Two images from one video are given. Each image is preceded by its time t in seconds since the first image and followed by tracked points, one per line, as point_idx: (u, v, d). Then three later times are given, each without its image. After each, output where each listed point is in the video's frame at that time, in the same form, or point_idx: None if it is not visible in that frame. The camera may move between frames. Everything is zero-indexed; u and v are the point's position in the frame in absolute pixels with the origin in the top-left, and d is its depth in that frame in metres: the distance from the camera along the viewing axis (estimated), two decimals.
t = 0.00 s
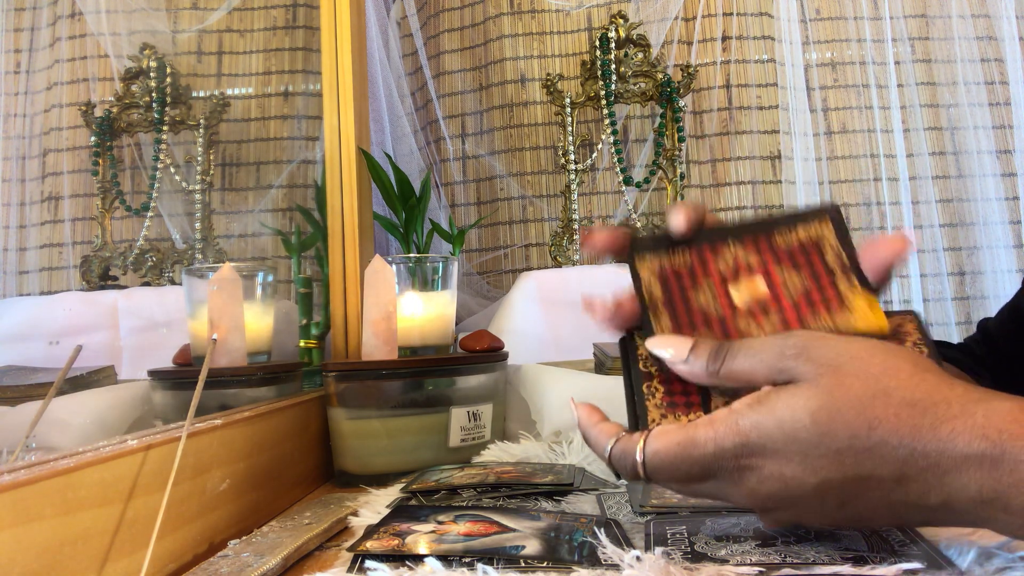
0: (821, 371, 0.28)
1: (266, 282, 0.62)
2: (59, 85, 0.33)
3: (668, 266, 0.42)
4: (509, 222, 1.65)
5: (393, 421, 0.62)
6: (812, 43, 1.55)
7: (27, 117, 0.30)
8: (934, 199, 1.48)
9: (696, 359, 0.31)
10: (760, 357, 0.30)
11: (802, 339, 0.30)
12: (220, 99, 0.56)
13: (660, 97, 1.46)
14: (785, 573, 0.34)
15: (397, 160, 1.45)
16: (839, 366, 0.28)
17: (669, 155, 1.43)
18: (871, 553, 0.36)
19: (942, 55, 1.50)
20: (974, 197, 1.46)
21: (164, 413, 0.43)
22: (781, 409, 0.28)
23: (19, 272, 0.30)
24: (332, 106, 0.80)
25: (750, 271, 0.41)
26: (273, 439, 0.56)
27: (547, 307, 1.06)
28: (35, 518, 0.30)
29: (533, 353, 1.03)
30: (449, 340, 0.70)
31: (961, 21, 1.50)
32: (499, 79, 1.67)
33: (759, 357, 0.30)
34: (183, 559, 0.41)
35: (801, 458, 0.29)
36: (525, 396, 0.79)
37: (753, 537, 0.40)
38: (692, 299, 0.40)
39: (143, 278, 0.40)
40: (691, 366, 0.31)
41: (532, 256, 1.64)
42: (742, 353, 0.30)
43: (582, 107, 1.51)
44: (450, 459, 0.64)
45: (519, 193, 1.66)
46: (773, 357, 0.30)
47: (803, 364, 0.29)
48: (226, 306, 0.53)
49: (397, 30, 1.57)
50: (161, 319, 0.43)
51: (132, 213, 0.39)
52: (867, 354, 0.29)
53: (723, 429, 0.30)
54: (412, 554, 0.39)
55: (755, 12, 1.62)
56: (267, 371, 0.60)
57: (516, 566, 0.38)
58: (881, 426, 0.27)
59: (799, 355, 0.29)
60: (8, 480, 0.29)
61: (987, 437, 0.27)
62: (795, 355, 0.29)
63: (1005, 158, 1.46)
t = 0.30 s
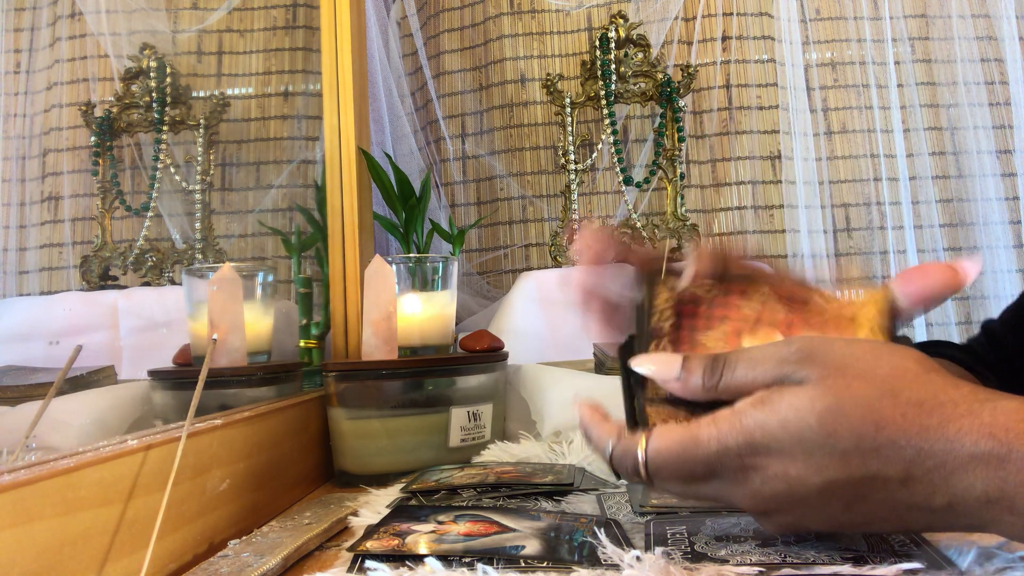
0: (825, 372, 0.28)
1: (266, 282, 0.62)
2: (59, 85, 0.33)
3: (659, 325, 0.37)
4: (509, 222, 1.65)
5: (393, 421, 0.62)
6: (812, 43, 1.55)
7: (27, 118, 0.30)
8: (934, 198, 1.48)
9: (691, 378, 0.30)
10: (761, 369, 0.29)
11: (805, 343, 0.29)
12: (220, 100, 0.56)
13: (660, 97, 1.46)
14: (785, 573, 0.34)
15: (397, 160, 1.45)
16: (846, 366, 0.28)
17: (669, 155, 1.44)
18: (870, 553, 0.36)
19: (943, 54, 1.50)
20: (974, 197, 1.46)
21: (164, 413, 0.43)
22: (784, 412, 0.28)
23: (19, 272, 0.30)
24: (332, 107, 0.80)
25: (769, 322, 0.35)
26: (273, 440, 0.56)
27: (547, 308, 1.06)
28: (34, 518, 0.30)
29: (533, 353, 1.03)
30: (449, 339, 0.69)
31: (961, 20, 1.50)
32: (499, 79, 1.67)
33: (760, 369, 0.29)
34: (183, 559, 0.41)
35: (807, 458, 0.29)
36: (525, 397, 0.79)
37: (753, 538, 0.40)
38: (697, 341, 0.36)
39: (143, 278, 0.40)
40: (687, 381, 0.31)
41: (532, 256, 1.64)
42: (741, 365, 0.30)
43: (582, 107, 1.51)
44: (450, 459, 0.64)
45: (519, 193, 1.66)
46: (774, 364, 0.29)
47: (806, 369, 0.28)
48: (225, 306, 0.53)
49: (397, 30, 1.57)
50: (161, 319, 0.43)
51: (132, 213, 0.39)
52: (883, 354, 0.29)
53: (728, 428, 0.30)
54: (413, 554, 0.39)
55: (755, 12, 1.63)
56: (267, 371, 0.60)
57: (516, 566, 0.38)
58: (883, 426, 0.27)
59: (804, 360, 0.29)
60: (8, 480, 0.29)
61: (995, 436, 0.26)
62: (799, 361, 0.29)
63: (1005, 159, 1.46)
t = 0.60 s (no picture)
0: (826, 380, 0.28)
1: (266, 282, 0.62)
2: (59, 85, 0.33)
3: (628, 352, 0.34)
4: (509, 222, 1.65)
5: (393, 421, 0.62)
6: (812, 43, 1.56)
7: (27, 117, 0.30)
8: (935, 198, 1.48)
9: (679, 397, 0.30)
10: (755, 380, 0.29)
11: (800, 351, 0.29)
12: (220, 100, 0.56)
13: (660, 97, 1.46)
14: (786, 573, 0.34)
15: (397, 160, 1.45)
16: (847, 372, 0.28)
17: (669, 155, 1.43)
18: (871, 553, 0.36)
19: (942, 55, 1.50)
20: (974, 197, 1.45)
21: (164, 413, 0.43)
22: (782, 427, 0.28)
23: (19, 272, 0.30)
24: (332, 108, 0.80)
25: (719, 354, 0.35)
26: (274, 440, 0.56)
27: (547, 307, 1.06)
28: (35, 519, 0.30)
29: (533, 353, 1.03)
30: (449, 339, 0.69)
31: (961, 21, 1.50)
32: (499, 79, 1.67)
33: (752, 381, 0.29)
34: (182, 559, 0.41)
35: (814, 468, 0.29)
36: (526, 396, 0.79)
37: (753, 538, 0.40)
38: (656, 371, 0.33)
39: (143, 278, 0.40)
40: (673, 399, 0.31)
41: (532, 256, 1.64)
42: (731, 381, 0.30)
43: (582, 107, 1.51)
44: (450, 459, 0.64)
45: (519, 193, 1.66)
46: (768, 375, 0.29)
47: (805, 377, 0.28)
48: (226, 306, 0.53)
49: (397, 30, 1.57)
50: (160, 319, 0.43)
51: (132, 213, 0.39)
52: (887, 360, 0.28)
53: (726, 446, 0.29)
54: (412, 554, 0.39)
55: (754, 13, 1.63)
56: (267, 372, 0.60)
57: (516, 566, 0.38)
58: (887, 424, 0.27)
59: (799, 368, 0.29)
60: (8, 481, 0.29)
61: (1010, 436, 0.27)
62: (796, 370, 0.28)
63: (1005, 158, 1.45)
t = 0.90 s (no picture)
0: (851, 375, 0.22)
1: (266, 282, 0.62)
2: (59, 85, 0.33)
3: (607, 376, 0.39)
4: (509, 222, 1.65)
5: (393, 421, 0.62)
6: (812, 42, 1.56)
7: (27, 117, 0.30)
8: (934, 198, 1.47)
9: (683, 394, 0.30)
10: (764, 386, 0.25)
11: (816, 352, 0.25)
12: (220, 99, 0.56)
13: (660, 97, 1.46)
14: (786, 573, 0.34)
15: (397, 160, 1.45)
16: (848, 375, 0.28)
17: (669, 155, 1.43)
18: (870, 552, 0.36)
19: (943, 55, 1.49)
20: (974, 197, 1.45)
21: (164, 413, 0.43)
22: (842, 420, 0.19)
23: (19, 272, 0.30)
24: (332, 108, 0.80)
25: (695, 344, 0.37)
26: (273, 440, 0.56)
27: (547, 307, 1.06)
28: (34, 519, 0.30)
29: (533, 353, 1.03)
30: (449, 339, 0.69)
31: (961, 21, 1.50)
32: (499, 79, 1.67)
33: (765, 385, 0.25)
34: (182, 559, 0.41)
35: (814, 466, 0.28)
36: (526, 396, 0.79)
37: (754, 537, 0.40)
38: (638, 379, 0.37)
39: (143, 278, 0.40)
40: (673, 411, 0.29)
41: (532, 256, 1.64)
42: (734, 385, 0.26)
43: (582, 107, 1.51)
44: (450, 459, 0.64)
45: (519, 193, 1.66)
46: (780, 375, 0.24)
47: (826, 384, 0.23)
48: (225, 306, 0.53)
49: (397, 30, 1.57)
50: (161, 319, 0.43)
51: (132, 213, 0.39)
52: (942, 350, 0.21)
53: (762, 458, 0.20)
54: (412, 554, 0.39)
55: (755, 13, 1.64)
56: (267, 372, 0.60)
57: (516, 566, 0.38)
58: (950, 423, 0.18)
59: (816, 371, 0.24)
60: (8, 480, 0.29)
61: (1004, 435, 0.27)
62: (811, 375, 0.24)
63: (1005, 158, 1.45)
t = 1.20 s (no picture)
0: None
1: (266, 282, 0.62)
2: (59, 85, 0.33)
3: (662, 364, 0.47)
4: (508, 222, 1.65)
5: (393, 421, 0.62)
6: (812, 43, 1.56)
7: (27, 117, 0.30)
8: (934, 198, 1.48)
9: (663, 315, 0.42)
10: None
11: None
12: (220, 99, 0.56)
13: (660, 97, 1.46)
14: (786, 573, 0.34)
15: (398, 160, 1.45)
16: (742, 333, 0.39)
17: (669, 155, 1.43)
18: (870, 552, 0.36)
19: (943, 55, 1.49)
20: (974, 197, 1.45)
21: (164, 413, 0.43)
22: None
23: (19, 272, 0.30)
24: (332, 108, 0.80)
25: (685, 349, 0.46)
26: (273, 440, 0.56)
27: (547, 307, 1.07)
28: (34, 519, 0.30)
29: (533, 353, 1.03)
30: (449, 340, 0.69)
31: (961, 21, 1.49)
32: (499, 79, 1.67)
33: None
34: (182, 559, 0.41)
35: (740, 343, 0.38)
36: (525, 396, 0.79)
37: (754, 537, 0.40)
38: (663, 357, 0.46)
39: (143, 278, 0.40)
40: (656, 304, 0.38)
41: (532, 256, 1.64)
42: None
43: (582, 107, 1.51)
44: (450, 459, 0.65)
45: (519, 193, 1.66)
46: None
47: None
48: (226, 306, 0.53)
49: (397, 30, 1.57)
50: (161, 319, 0.43)
51: (132, 213, 0.39)
52: None
53: None
54: (412, 554, 0.39)
55: (755, 13, 1.65)
56: (267, 371, 0.60)
57: (516, 566, 0.38)
58: None
59: None
60: (8, 481, 0.29)
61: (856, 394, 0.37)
62: None
63: (1005, 159, 1.44)
